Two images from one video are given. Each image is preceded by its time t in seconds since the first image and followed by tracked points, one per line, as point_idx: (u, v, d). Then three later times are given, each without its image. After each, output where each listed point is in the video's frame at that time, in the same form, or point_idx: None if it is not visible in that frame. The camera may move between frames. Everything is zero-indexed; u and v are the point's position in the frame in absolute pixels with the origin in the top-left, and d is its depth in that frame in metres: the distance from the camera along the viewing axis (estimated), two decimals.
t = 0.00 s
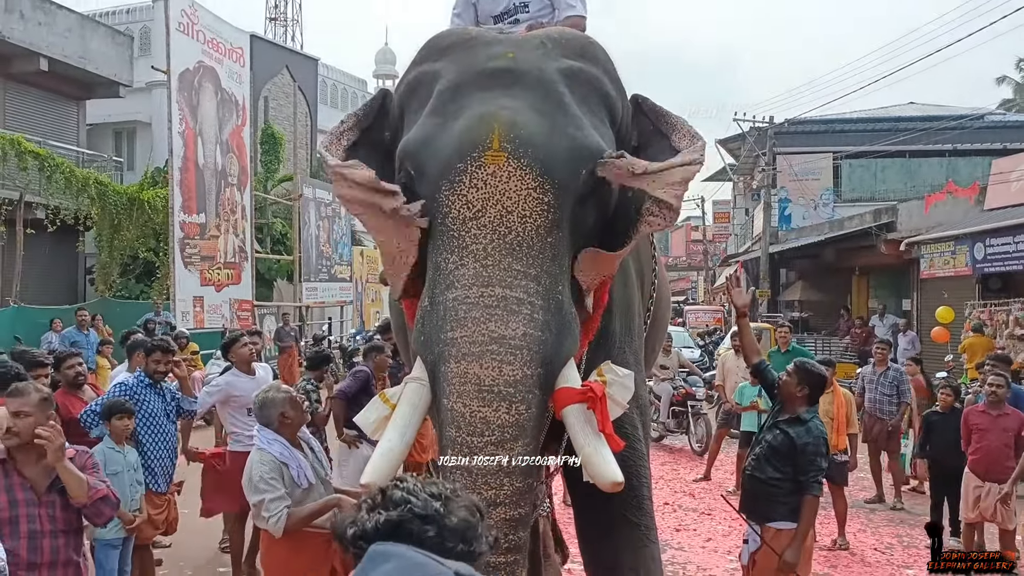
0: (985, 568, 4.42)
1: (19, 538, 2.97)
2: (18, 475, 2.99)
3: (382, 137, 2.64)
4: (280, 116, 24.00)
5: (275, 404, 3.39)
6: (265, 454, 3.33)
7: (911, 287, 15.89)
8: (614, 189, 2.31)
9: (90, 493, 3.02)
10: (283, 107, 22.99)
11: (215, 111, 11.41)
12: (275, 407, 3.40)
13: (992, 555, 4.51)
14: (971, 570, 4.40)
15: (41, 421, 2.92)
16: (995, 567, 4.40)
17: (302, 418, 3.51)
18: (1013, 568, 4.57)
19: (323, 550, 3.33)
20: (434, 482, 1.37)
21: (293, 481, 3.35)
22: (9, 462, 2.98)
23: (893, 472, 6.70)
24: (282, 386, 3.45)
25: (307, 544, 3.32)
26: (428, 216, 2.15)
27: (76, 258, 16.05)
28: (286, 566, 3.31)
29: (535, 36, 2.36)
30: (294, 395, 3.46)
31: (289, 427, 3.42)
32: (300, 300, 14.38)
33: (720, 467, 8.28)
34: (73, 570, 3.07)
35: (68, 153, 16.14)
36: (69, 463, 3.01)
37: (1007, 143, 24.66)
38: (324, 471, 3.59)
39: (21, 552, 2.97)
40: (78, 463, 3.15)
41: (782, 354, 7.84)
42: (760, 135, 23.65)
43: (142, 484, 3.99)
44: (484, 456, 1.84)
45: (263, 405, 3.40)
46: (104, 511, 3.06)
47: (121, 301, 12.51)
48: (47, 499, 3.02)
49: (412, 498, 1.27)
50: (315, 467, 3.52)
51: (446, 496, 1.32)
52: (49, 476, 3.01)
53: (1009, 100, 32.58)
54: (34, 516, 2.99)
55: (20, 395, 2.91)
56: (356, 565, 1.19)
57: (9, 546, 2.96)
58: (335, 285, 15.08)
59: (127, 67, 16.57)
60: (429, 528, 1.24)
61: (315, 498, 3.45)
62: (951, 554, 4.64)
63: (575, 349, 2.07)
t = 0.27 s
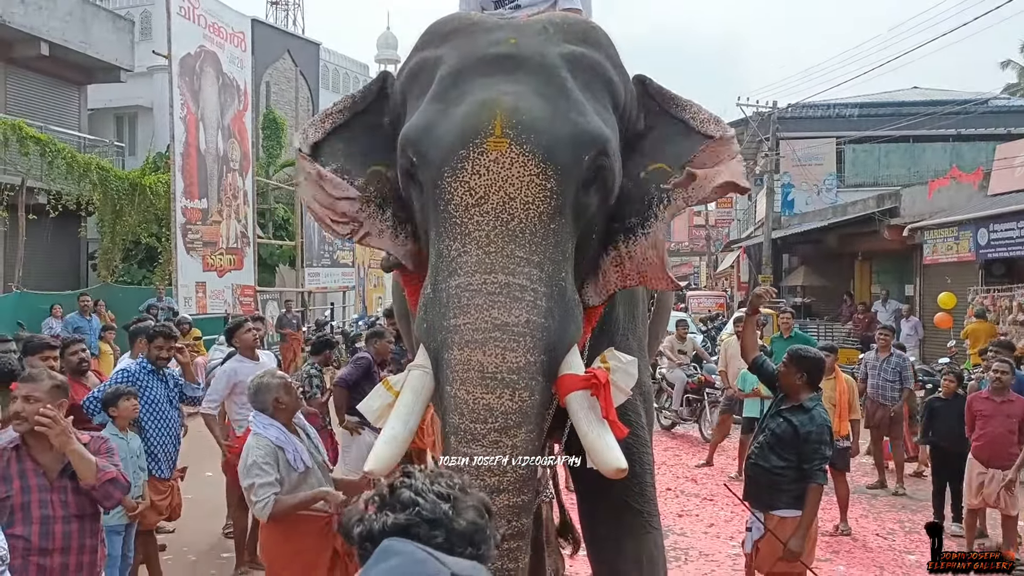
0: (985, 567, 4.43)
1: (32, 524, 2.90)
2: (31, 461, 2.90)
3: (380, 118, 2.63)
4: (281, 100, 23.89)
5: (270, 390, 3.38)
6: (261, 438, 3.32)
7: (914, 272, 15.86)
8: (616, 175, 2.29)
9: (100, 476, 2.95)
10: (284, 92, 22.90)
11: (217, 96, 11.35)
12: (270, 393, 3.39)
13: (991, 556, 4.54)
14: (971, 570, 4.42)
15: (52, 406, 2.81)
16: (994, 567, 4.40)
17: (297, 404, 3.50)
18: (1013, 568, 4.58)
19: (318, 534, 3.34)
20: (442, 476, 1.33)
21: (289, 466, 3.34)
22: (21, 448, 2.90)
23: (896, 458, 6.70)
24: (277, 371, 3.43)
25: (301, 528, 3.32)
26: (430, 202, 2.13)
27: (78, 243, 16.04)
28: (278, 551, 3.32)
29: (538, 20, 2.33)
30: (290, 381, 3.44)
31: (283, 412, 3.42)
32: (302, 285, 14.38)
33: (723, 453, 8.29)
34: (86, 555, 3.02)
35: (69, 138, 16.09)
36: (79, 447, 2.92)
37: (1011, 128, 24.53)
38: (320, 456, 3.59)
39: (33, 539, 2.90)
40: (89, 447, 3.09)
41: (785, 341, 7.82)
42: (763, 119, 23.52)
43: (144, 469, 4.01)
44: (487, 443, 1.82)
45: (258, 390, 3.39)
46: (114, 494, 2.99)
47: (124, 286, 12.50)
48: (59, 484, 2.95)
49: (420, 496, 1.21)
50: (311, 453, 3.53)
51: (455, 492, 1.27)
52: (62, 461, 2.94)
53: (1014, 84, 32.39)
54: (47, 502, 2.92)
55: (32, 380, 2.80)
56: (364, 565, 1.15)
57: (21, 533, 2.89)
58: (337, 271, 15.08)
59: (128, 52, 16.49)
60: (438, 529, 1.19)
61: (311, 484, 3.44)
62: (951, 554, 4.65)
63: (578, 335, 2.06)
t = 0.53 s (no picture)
0: (985, 568, 4.48)
1: (37, 518, 2.86)
2: (38, 454, 2.87)
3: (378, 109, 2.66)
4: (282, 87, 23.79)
5: (264, 376, 3.39)
6: (255, 422, 3.32)
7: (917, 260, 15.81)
8: (618, 166, 2.27)
9: (102, 469, 2.90)
10: (285, 78, 22.79)
11: (217, 82, 11.29)
12: (264, 379, 3.40)
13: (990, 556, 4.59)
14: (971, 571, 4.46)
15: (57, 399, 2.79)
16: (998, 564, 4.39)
17: (291, 391, 3.50)
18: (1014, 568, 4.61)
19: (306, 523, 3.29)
20: (449, 481, 1.27)
21: (283, 451, 3.34)
22: (30, 441, 2.87)
23: (898, 447, 6.68)
24: (272, 359, 3.45)
25: (290, 516, 3.27)
26: (431, 193, 2.11)
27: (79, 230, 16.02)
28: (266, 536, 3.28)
29: (541, 10, 2.30)
30: (284, 370, 3.46)
31: (278, 399, 3.42)
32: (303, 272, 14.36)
33: (724, 442, 8.29)
34: (90, 550, 2.98)
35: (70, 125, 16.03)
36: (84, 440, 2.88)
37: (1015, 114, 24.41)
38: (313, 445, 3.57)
39: (38, 533, 2.86)
40: (97, 441, 3.05)
41: (787, 329, 7.81)
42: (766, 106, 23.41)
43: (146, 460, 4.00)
44: (489, 436, 1.81)
45: (253, 375, 3.40)
46: (116, 488, 2.93)
47: (125, 274, 12.49)
48: (65, 477, 2.90)
49: (427, 506, 1.17)
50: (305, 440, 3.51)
51: (462, 501, 1.22)
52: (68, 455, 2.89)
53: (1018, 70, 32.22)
54: (52, 496, 2.88)
55: (39, 372, 2.80)
56: None
57: (26, 526, 2.86)
58: (338, 258, 15.03)
59: (128, 38, 16.41)
60: (446, 541, 1.15)
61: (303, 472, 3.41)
62: (951, 553, 4.69)
63: (580, 328, 2.05)
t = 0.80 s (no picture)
0: (984, 568, 4.48)
1: (37, 519, 2.85)
2: (40, 455, 2.85)
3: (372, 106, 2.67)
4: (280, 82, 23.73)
5: (255, 373, 3.37)
6: (243, 416, 3.31)
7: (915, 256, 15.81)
8: (617, 165, 2.27)
9: (106, 473, 2.89)
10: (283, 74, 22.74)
11: (215, 78, 11.25)
12: (254, 376, 3.38)
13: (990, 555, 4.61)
14: (971, 570, 4.47)
15: (63, 401, 2.79)
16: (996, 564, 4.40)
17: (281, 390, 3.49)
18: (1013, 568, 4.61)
19: (285, 521, 3.30)
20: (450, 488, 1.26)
21: (269, 447, 3.35)
22: (32, 441, 2.85)
23: (895, 444, 6.69)
24: (263, 356, 3.44)
25: (270, 513, 3.28)
26: (429, 192, 2.11)
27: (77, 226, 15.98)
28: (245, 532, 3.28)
29: (539, 8, 2.29)
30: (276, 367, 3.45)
31: (268, 396, 3.41)
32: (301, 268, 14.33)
33: (722, 439, 8.29)
34: (90, 551, 2.97)
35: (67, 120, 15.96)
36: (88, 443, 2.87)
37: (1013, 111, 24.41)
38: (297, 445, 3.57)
39: (37, 533, 2.85)
40: (99, 442, 3.02)
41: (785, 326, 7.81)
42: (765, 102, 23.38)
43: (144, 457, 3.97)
44: (486, 436, 1.80)
45: (244, 371, 3.39)
46: (120, 493, 2.92)
47: (122, 270, 12.46)
48: (67, 478, 2.88)
49: (429, 516, 1.14)
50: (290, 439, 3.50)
51: (465, 511, 1.20)
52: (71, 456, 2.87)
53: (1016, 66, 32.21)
54: (53, 496, 2.86)
55: (42, 374, 2.80)
56: None
57: (26, 526, 2.85)
58: (336, 254, 14.99)
59: (126, 33, 16.36)
60: (447, 550, 1.13)
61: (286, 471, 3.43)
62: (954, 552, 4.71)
63: (578, 328, 2.04)
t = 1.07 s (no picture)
0: (985, 568, 4.47)
1: (38, 521, 2.84)
2: (42, 456, 2.84)
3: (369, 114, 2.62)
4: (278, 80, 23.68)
5: (239, 373, 3.36)
6: (226, 417, 3.31)
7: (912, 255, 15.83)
8: (615, 167, 2.27)
9: (110, 480, 2.89)
10: (280, 71, 22.71)
11: (212, 76, 11.24)
12: (238, 376, 3.37)
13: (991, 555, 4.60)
14: (971, 570, 4.46)
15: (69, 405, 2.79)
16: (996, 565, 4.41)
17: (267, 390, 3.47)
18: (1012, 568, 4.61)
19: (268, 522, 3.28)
20: (458, 506, 1.22)
21: (253, 447, 3.34)
22: (34, 443, 2.85)
23: (893, 443, 6.70)
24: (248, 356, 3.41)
25: (253, 514, 3.27)
26: (426, 193, 2.10)
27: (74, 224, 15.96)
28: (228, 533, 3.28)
29: (536, 9, 2.29)
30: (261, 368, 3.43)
31: (252, 397, 3.40)
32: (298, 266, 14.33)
33: (719, 438, 8.29)
34: (91, 554, 2.95)
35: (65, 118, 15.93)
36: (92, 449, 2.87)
37: (1010, 110, 24.45)
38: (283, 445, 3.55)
39: (38, 534, 2.84)
40: (102, 446, 3.02)
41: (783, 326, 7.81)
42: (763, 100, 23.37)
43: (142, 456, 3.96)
44: (483, 439, 1.80)
45: (228, 372, 3.38)
46: (124, 499, 2.92)
47: (119, 268, 12.43)
48: (69, 481, 2.87)
49: (437, 541, 1.10)
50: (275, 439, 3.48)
51: (475, 532, 1.16)
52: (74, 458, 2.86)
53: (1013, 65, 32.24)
54: (55, 499, 2.85)
55: (46, 380, 2.72)
56: None
57: (27, 528, 2.83)
58: (334, 252, 14.96)
59: (123, 31, 16.34)
60: None
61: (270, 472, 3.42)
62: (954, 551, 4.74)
63: (575, 330, 2.03)
